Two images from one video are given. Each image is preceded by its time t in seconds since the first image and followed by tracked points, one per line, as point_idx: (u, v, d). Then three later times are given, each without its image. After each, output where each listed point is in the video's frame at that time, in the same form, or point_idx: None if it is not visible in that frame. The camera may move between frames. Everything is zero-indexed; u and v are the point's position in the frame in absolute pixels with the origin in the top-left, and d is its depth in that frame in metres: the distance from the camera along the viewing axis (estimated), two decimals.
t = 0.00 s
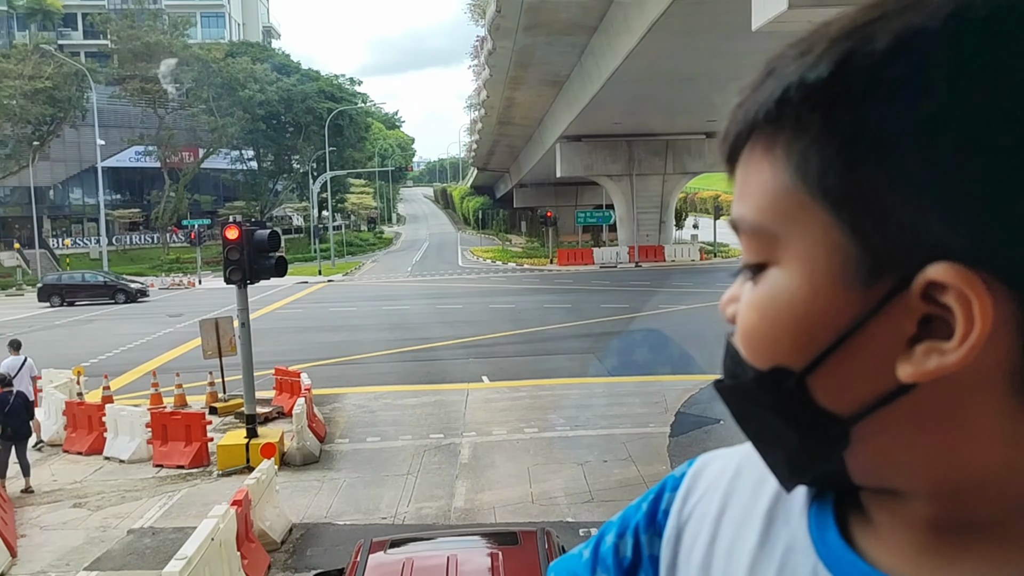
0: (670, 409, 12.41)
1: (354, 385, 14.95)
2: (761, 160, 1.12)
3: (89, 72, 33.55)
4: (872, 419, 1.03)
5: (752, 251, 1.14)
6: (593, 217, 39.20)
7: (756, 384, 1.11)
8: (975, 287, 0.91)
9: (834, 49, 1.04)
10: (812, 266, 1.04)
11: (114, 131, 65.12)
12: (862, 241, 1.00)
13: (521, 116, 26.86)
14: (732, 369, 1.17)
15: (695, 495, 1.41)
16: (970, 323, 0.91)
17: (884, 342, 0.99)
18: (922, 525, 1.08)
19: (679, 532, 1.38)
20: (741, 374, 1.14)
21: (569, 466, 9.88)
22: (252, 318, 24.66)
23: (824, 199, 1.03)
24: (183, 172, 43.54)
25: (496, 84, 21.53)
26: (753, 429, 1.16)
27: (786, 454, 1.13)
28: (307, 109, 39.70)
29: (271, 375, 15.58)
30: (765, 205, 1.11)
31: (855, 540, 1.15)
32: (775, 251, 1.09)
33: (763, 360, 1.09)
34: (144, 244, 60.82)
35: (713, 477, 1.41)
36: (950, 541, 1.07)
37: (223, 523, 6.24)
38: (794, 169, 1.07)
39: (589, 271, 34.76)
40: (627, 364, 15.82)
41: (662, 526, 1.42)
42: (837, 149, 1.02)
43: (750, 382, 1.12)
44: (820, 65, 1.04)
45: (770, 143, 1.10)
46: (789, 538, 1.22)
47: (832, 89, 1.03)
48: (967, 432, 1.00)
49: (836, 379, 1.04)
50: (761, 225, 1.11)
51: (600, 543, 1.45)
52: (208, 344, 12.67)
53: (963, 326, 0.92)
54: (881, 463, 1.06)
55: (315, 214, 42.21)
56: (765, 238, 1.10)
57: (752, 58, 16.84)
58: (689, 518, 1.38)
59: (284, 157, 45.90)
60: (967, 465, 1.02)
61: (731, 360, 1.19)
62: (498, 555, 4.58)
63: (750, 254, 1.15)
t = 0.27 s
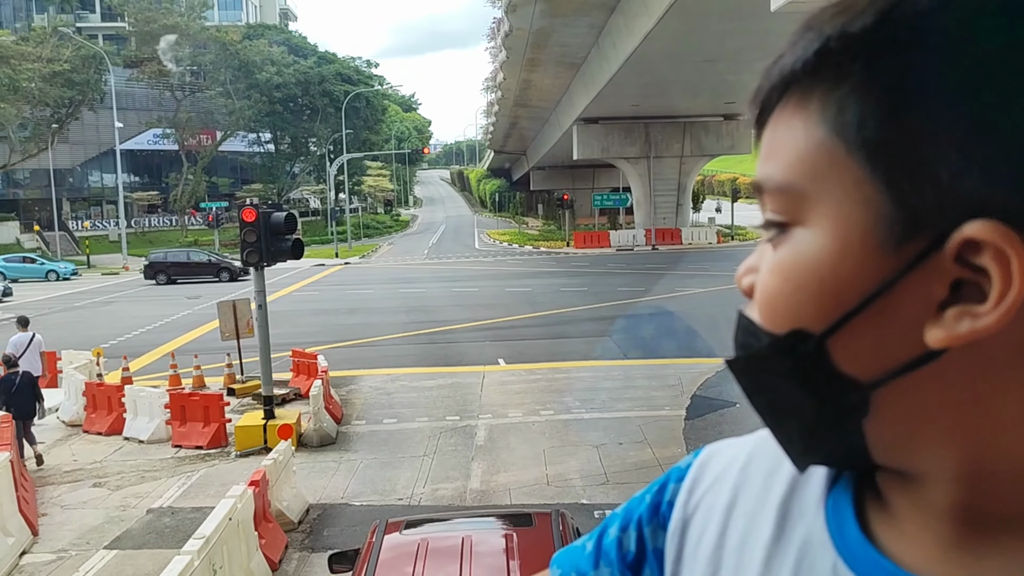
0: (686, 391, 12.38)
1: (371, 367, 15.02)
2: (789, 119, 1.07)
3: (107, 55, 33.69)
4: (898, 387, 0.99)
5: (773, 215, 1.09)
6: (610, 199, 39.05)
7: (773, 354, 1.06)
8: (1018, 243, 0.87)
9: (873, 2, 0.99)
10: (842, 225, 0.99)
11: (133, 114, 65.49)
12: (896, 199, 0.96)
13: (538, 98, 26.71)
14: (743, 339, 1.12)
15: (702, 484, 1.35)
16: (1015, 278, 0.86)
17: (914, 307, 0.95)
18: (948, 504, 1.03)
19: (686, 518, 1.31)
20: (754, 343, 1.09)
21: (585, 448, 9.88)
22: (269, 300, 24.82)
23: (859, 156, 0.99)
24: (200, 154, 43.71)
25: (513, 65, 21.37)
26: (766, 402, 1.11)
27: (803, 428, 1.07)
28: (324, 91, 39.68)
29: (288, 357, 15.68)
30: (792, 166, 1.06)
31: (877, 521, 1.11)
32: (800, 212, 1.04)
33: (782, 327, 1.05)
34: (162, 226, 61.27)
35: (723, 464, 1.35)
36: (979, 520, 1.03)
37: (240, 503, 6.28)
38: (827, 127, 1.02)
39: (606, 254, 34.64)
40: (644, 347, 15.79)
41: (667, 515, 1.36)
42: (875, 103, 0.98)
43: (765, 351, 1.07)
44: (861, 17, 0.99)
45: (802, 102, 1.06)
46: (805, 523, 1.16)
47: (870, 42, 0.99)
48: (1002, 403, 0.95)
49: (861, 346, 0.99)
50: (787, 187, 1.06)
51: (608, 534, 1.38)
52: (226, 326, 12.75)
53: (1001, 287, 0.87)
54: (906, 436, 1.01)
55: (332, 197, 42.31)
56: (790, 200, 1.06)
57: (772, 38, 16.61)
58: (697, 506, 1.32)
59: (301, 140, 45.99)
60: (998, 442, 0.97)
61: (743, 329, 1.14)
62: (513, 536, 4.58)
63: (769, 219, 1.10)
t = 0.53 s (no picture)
0: (698, 383, 12.34)
1: (383, 357, 15.06)
2: (800, 105, 1.06)
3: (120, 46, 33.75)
4: (911, 376, 0.96)
5: (784, 202, 1.08)
6: (623, 191, 38.94)
7: (784, 346, 1.04)
8: None
9: None
10: (852, 213, 0.97)
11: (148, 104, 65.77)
12: (906, 183, 0.94)
13: (551, 88, 26.60)
14: (756, 333, 1.11)
15: (713, 476, 1.32)
16: None
17: (927, 296, 0.93)
18: (962, 496, 1.01)
19: (698, 514, 1.29)
20: (766, 339, 1.08)
21: (596, 439, 9.87)
22: (282, 291, 24.93)
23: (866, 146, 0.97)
24: (214, 145, 43.85)
25: (526, 56, 21.28)
26: (783, 395, 1.09)
27: (815, 421, 1.05)
28: (337, 82, 39.68)
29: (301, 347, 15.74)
30: (803, 154, 1.04)
31: (897, 518, 1.08)
32: (810, 204, 1.02)
33: (794, 320, 1.03)
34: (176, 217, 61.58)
35: (735, 457, 1.33)
36: (999, 513, 1.00)
37: (253, 493, 6.31)
38: (836, 113, 1.01)
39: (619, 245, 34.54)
40: (656, 339, 15.76)
41: (679, 506, 1.33)
42: (883, 88, 0.96)
43: (777, 345, 1.05)
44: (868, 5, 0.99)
45: (809, 92, 1.04)
46: (822, 521, 1.13)
47: (876, 26, 0.98)
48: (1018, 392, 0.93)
49: (871, 336, 0.98)
50: (799, 174, 1.04)
51: (616, 525, 1.35)
52: (239, 316, 12.80)
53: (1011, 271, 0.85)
54: (921, 428, 0.99)
55: (345, 187, 42.35)
56: (800, 188, 1.04)
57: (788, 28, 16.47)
58: (708, 499, 1.29)
59: (314, 131, 46.08)
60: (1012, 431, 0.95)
61: (756, 323, 1.12)
62: (525, 527, 4.58)
63: (782, 205, 1.09)
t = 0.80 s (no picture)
0: (711, 380, 12.30)
1: (396, 352, 15.10)
2: (784, 97, 1.05)
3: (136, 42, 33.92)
4: (899, 366, 0.95)
5: (772, 193, 1.07)
6: (637, 186, 38.83)
7: (775, 336, 1.04)
8: (1006, 211, 0.83)
9: None
10: (834, 203, 0.97)
11: (163, 100, 66.18)
12: (886, 173, 0.93)
13: (565, 84, 26.52)
14: (751, 324, 1.11)
15: (717, 465, 1.30)
16: (1001, 249, 0.83)
17: (911, 284, 0.92)
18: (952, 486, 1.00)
19: (700, 502, 1.27)
20: (760, 328, 1.08)
21: (608, 436, 9.86)
22: (296, 286, 25.04)
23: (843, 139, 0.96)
24: (230, 141, 44.09)
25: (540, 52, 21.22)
26: (778, 386, 1.09)
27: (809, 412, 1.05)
28: (352, 78, 39.78)
29: (315, 342, 15.81)
30: (788, 144, 1.03)
31: (896, 514, 1.08)
32: (796, 193, 1.02)
33: (783, 310, 1.03)
34: (191, 212, 61.93)
35: (738, 445, 1.32)
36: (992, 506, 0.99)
37: (266, 486, 6.35)
38: (818, 102, 1.00)
39: (632, 241, 34.45)
40: (669, 335, 15.72)
41: (682, 495, 1.31)
42: (862, 77, 0.96)
43: (768, 336, 1.05)
44: None
45: (794, 80, 1.03)
46: (823, 514, 1.12)
47: (857, 14, 0.96)
48: (1007, 383, 0.91)
49: (858, 327, 0.97)
50: (784, 164, 1.04)
51: (618, 513, 1.34)
52: (253, 310, 12.87)
53: (990, 262, 0.84)
54: (911, 419, 0.98)
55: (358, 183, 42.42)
56: (786, 177, 1.04)
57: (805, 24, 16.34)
58: (712, 488, 1.27)
59: (329, 127, 46.19)
60: (1003, 423, 0.93)
61: (753, 313, 1.12)
62: (536, 521, 4.58)
63: (771, 196, 1.08)
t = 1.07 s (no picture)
0: (723, 378, 12.26)
1: (408, 348, 15.13)
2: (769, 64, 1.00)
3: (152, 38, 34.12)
4: (900, 335, 0.90)
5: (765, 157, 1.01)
6: (649, 184, 38.73)
7: (769, 307, 0.99)
8: (1004, 167, 0.78)
9: None
10: (825, 159, 0.91)
11: (179, 96, 66.62)
12: (877, 125, 0.87)
13: (579, 82, 26.46)
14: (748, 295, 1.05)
15: (725, 438, 1.24)
16: (1001, 209, 0.77)
17: (907, 247, 0.86)
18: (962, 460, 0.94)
19: (706, 478, 1.20)
20: (756, 299, 1.02)
21: (619, 433, 9.84)
22: (309, 282, 25.13)
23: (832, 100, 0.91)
24: (244, 137, 44.31)
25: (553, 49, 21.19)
26: (780, 360, 1.03)
27: (809, 388, 0.99)
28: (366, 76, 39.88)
29: (327, 337, 15.85)
30: (778, 102, 0.98)
31: (907, 494, 1.01)
32: (786, 154, 0.96)
33: (777, 280, 0.97)
34: (205, 208, 62.28)
35: (749, 413, 1.25)
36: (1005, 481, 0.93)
37: (276, 479, 6.39)
38: (806, 59, 0.94)
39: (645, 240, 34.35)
40: (681, 333, 15.67)
41: (687, 470, 1.25)
42: (845, 30, 0.91)
43: (761, 306, 1.00)
44: None
45: (781, 34, 0.98)
46: (837, 498, 1.06)
47: None
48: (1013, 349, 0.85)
49: (859, 294, 0.91)
50: (775, 127, 0.98)
51: (619, 490, 1.28)
52: (265, 305, 12.91)
53: (988, 218, 0.78)
54: (913, 394, 0.92)
55: (371, 180, 42.50)
56: (778, 137, 0.98)
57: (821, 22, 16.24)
58: (718, 463, 1.21)
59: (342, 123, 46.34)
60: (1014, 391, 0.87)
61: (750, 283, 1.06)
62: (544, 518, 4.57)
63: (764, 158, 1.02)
